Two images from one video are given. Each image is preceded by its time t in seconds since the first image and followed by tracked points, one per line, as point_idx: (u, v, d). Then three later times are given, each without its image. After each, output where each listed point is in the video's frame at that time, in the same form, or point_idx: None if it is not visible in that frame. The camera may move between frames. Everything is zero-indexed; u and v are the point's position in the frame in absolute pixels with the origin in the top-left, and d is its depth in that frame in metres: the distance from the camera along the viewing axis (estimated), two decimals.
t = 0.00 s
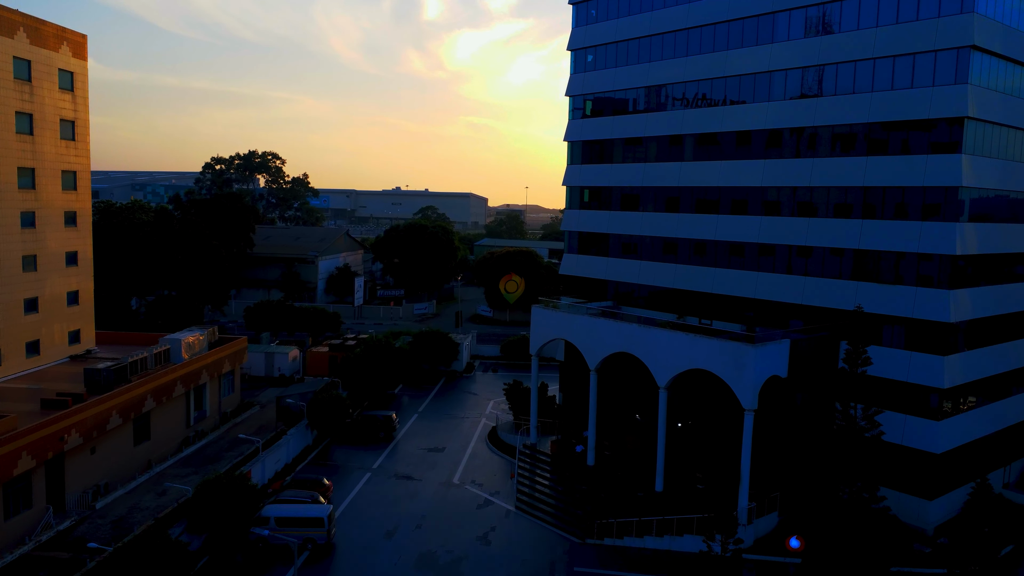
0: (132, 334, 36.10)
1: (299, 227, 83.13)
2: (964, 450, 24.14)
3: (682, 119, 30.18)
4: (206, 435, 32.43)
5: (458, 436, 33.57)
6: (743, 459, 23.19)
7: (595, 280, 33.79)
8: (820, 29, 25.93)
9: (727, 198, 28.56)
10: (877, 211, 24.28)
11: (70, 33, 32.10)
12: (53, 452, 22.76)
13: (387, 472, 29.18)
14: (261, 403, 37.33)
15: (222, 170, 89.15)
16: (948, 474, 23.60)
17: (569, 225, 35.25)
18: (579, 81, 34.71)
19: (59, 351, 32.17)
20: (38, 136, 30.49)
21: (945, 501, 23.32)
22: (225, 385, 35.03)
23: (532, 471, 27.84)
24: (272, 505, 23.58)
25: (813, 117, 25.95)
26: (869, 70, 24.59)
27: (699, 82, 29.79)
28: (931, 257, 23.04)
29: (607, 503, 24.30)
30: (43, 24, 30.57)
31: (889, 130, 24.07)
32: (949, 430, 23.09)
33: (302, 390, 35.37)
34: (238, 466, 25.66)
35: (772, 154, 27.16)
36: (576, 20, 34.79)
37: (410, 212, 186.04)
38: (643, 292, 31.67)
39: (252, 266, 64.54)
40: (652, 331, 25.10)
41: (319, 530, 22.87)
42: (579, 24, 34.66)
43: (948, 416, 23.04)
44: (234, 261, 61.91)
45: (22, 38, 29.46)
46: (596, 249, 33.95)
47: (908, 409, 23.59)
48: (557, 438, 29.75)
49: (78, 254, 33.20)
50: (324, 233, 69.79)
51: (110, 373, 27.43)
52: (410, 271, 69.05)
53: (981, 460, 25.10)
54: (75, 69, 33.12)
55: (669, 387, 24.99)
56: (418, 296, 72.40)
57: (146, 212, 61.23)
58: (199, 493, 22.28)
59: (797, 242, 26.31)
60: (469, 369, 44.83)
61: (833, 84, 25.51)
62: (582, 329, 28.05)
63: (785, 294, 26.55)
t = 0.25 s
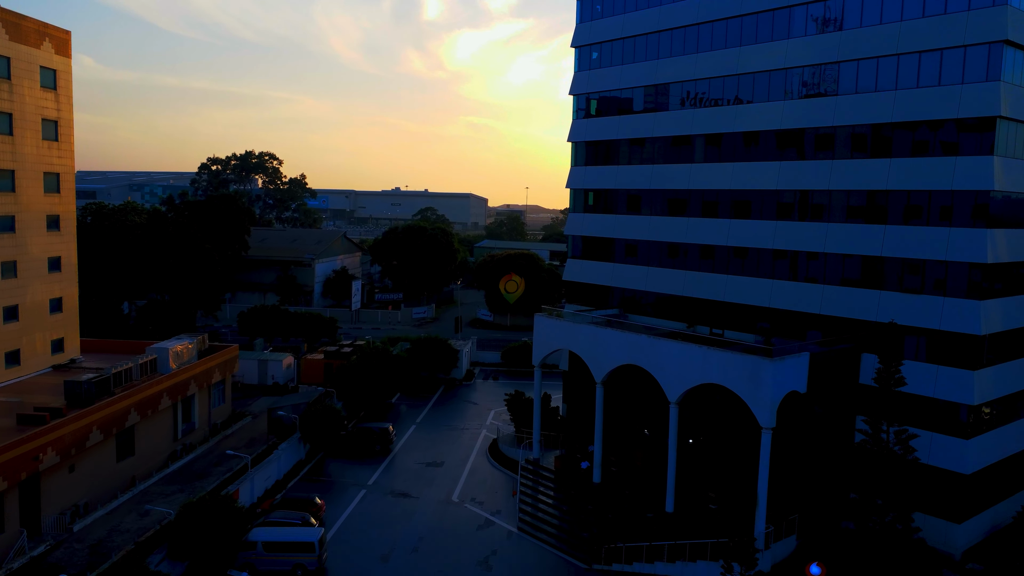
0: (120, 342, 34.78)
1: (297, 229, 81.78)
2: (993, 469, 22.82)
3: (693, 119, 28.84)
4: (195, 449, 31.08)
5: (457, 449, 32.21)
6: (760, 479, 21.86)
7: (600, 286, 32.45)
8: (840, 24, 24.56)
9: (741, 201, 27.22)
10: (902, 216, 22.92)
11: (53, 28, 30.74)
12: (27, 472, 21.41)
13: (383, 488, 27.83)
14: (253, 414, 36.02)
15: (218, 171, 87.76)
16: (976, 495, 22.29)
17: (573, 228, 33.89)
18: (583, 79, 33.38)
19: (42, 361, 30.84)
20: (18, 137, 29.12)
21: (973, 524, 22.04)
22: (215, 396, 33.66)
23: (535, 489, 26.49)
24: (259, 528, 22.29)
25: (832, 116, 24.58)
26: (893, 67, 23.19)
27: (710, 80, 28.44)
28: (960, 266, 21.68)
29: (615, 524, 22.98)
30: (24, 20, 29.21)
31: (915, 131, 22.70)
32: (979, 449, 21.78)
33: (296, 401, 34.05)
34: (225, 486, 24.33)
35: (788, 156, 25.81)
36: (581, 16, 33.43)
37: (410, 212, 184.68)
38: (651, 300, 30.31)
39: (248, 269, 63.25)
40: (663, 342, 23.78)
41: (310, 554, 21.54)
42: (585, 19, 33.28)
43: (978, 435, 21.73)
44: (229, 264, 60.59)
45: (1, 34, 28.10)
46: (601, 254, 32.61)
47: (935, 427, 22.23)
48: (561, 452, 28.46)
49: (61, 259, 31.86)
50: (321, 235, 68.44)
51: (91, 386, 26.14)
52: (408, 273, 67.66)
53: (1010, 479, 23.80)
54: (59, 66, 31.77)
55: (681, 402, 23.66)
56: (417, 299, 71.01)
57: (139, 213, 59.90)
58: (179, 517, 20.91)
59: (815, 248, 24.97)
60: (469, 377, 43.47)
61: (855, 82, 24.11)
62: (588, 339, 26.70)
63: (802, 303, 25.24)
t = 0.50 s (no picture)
0: (106, 350, 33.45)
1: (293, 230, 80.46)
2: None
3: (704, 119, 27.50)
4: (182, 463, 29.74)
5: (456, 463, 30.88)
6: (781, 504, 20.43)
7: (606, 293, 31.11)
8: (862, 18, 23.21)
9: (755, 205, 25.88)
10: (928, 223, 21.59)
11: (34, 25, 29.40)
12: None
13: (379, 507, 26.49)
14: (245, 425, 34.70)
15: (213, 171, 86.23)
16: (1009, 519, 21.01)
17: (577, 233, 32.54)
18: (588, 77, 32.05)
19: (23, 372, 29.52)
20: None
21: (1006, 550, 20.80)
22: (204, 407, 32.33)
23: (538, 508, 25.14)
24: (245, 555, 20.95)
25: (853, 116, 23.24)
26: (919, 64, 21.83)
27: (722, 78, 27.09)
28: (992, 277, 20.31)
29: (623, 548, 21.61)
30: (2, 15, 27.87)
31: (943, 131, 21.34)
32: (1013, 471, 20.50)
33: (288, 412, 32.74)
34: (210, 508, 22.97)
35: (806, 158, 24.48)
36: (585, 11, 32.09)
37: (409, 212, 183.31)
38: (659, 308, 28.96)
39: (243, 273, 61.98)
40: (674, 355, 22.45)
41: None
42: (589, 15, 31.94)
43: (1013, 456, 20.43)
44: (223, 267, 59.25)
45: None
46: (607, 260, 31.25)
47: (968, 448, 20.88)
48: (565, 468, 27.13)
49: (43, 265, 30.52)
50: (318, 237, 67.10)
51: (72, 400, 24.68)
52: (407, 276, 66.29)
53: None
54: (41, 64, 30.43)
55: (693, 419, 22.33)
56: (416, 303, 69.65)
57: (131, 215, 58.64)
58: (160, 541, 19.44)
59: (834, 255, 23.63)
60: (468, 385, 42.14)
61: (878, 80, 22.75)
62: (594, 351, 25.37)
63: (821, 314, 23.90)
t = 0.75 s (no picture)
0: (90, 360, 32.13)
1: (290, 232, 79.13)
2: None
3: (715, 118, 26.15)
4: (168, 479, 28.40)
5: (454, 479, 29.51)
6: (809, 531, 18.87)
7: (610, 301, 29.75)
8: (888, 12, 21.83)
9: (770, 211, 24.51)
10: (959, 230, 20.19)
11: (13, 20, 28.07)
12: None
13: (374, 528, 25.11)
14: (235, 437, 33.39)
15: (209, 172, 85.00)
16: None
17: (580, 238, 31.14)
18: (593, 75, 30.72)
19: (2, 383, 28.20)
20: None
21: None
22: (191, 420, 30.97)
23: (541, 528, 23.76)
24: None
25: (877, 116, 21.84)
26: (950, 60, 20.44)
27: (735, 75, 25.72)
28: None
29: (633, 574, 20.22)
30: None
31: (974, 132, 19.90)
32: None
33: (280, 424, 31.43)
34: (195, 531, 21.60)
35: (825, 160, 23.09)
36: (591, 7, 30.75)
37: (409, 213, 181.89)
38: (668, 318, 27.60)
39: (237, 276, 60.68)
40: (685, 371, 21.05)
41: None
42: (595, 10, 30.60)
43: None
44: (217, 270, 57.95)
45: None
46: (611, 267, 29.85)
47: (1009, 472, 19.48)
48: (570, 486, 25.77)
49: (23, 271, 29.20)
50: (314, 240, 65.75)
51: (49, 415, 23.43)
52: (405, 280, 64.90)
53: None
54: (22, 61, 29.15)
55: (706, 438, 20.96)
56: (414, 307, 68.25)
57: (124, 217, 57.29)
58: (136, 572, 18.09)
59: (855, 264, 22.23)
60: (468, 394, 40.79)
61: (902, 78, 21.40)
62: (598, 365, 23.96)
63: (841, 326, 22.52)
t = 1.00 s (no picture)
0: (74, 369, 30.86)
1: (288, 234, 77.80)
2: None
3: (729, 117, 24.85)
4: (152, 497, 27.07)
5: (453, 495, 28.16)
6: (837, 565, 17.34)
7: (617, 309, 28.42)
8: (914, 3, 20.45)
9: (787, 215, 23.19)
10: (993, 237, 18.77)
11: None
12: None
13: (368, 550, 23.73)
14: (225, 449, 32.08)
15: (206, 173, 83.86)
16: None
17: (585, 243, 29.80)
18: (598, 73, 29.41)
19: None
20: None
21: None
22: (178, 434, 29.65)
23: (545, 551, 22.41)
24: None
25: (902, 115, 20.46)
26: (982, 54, 19.03)
27: (749, 72, 24.42)
28: None
29: None
30: None
31: (1010, 131, 18.44)
32: None
33: (271, 438, 30.12)
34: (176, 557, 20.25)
35: (846, 161, 21.75)
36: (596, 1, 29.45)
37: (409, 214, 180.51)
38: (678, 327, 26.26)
39: (232, 279, 59.45)
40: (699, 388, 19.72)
41: None
42: (601, 4, 29.30)
43: None
44: (211, 273, 56.65)
45: None
46: (618, 273, 28.52)
47: None
48: (575, 505, 24.43)
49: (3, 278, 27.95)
50: (311, 242, 64.45)
51: (24, 431, 22.14)
52: (404, 283, 63.53)
53: None
54: None
55: (722, 459, 19.62)
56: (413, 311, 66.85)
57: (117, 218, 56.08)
58: None
59: (879, 272, 20.87)
60: (467, 403, 39.44)
61: (929, 75, 20.05)
62: (605, 379, 22.63)
63: (864, 338, 21.17)
